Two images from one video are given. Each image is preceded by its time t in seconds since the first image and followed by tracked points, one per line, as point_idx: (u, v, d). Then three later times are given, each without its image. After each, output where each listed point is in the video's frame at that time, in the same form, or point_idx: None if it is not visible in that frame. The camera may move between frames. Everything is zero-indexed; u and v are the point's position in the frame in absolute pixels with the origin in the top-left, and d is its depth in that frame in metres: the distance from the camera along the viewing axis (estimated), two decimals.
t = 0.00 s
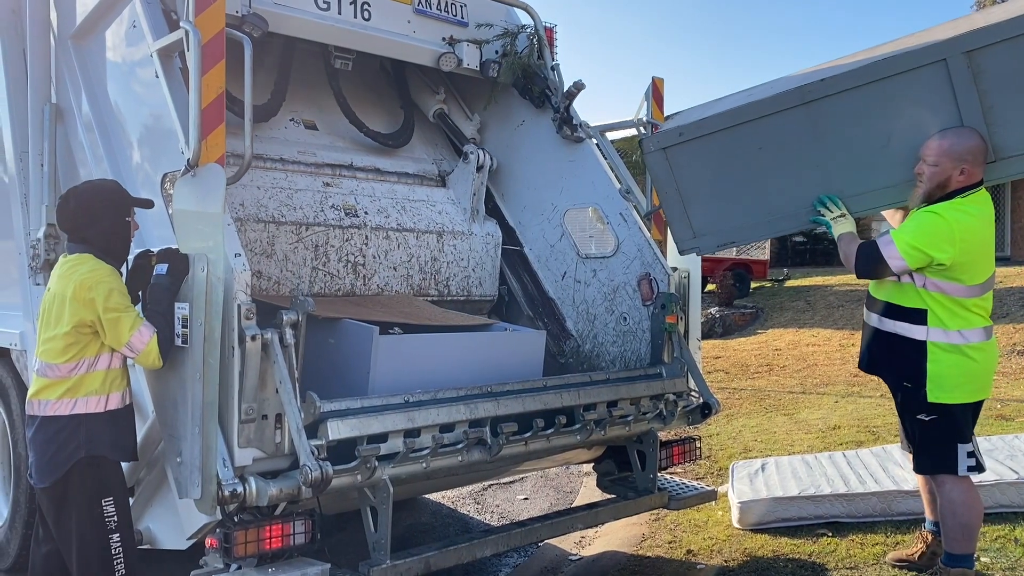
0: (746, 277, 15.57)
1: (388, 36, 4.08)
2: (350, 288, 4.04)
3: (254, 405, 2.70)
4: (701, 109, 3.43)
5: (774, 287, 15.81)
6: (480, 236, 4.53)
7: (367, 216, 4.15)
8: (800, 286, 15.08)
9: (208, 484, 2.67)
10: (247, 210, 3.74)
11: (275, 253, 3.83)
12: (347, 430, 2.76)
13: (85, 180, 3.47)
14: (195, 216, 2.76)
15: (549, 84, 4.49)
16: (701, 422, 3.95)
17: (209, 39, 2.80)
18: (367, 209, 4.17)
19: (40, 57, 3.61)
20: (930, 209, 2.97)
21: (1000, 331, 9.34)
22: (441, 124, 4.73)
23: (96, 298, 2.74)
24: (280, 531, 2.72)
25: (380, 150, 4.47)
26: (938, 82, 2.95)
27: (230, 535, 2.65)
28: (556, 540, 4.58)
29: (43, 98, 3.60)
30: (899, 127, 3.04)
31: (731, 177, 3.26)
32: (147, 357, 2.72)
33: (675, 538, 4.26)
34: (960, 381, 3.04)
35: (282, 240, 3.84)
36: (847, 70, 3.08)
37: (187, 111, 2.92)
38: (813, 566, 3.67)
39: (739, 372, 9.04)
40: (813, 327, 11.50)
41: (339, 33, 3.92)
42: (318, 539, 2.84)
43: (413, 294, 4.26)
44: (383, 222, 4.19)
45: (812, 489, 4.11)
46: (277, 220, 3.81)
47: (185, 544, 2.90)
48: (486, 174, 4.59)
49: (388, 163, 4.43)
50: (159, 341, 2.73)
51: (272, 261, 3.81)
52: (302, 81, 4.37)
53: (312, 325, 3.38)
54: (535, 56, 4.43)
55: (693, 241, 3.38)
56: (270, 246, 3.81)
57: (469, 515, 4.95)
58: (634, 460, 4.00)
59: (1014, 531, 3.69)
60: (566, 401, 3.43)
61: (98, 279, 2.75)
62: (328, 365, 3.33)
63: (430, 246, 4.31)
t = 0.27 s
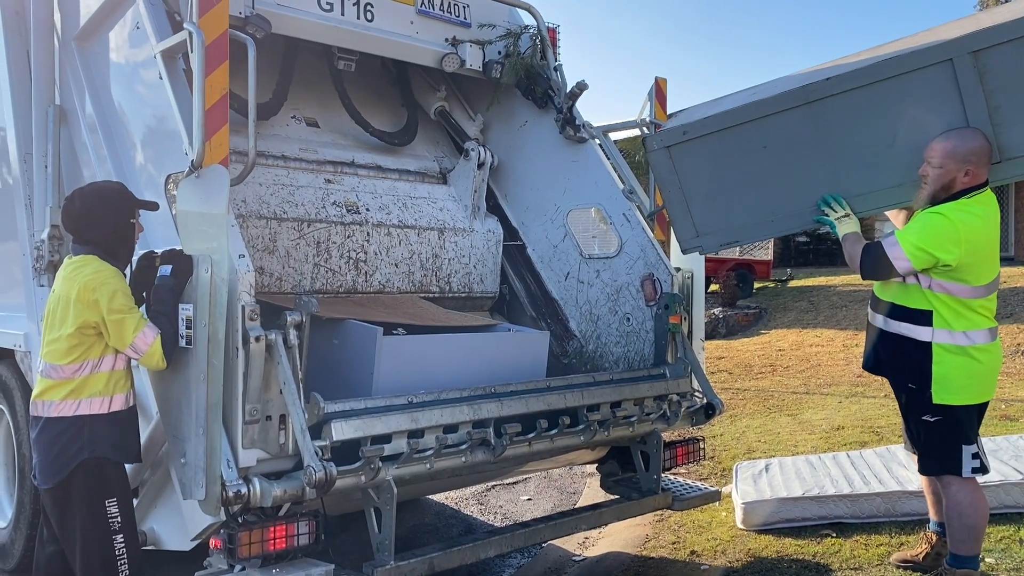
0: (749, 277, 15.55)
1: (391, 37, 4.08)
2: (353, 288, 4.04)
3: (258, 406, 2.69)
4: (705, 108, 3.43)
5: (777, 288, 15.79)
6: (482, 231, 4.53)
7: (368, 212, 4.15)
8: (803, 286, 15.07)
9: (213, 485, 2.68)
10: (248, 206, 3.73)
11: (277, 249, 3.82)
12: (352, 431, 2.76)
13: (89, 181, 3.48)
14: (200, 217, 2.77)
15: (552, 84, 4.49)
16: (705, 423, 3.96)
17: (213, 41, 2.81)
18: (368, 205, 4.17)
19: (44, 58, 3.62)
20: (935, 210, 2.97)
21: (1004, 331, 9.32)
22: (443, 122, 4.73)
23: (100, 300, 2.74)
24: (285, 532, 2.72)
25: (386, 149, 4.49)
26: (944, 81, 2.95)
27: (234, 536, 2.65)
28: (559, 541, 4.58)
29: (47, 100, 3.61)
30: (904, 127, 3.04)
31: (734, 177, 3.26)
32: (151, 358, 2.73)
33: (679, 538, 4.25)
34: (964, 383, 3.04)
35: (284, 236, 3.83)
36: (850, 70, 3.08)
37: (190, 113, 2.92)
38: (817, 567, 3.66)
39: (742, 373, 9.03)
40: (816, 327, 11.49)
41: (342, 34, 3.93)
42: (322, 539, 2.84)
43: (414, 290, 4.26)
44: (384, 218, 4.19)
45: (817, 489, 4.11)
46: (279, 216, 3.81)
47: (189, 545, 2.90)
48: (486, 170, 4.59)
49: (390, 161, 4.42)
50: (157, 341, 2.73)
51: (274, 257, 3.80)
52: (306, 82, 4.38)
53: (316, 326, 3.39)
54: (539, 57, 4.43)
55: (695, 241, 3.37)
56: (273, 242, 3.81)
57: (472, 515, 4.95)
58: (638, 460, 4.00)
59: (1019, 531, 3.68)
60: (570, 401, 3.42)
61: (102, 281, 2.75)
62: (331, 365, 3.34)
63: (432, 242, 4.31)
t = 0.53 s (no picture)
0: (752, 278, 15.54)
1: (395, 38, 4.09)
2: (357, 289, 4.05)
3: (262, 406, 2.70)
4: (708, 107, 3.43)
5: (780, 288, 15.78)
6: (483, 230, 4.54)
7: (370, 210, 4.15)
8: (806, 286, 15.05)
9: (216, 486, 2.68)
10: (251, 204, 3.73)
11: (280, 246, 3.81)
12: (355, 431, 2.76)
13: (93, 183, 3.49)
14: (203, 218, 2.77)
15: (555, 85, 4.49)
16: (708, 422, 3.93)
17: (216, 42, 2.82)
18: (370, 203, 4.17)
19: (47, 60, 3.63)
20: (941, 211, 2.97)
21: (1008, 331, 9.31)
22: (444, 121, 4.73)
23: (102, 301, 2.75)
24: (288, 533, 2.72)
25: (391, 147, 4.50)
26: (949, 81, 2.94)
27: (238, 537, 2.64)
28: (563, 541, 4.57)
29: (51, 102, 3.62)
30: (908, 127, 3.03)
31: (736, 177, 3.26)
32: (155, 358, 2.73)
33: (683, 539, 4.25)
34: (968, 384, 3.04)
35: (287, 234, 3.83)
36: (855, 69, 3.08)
37: (194, 114, 2.92)
38: (822, 567, 3.66)
39: (746, 373, 9.02)
40: (819, 328, 11.47)
41: (345, 35, 3.93)
42: (326, 540, 2.84)
43: (416, 288, 4.26)
44: (387, 216, 4.19)
45: (820, 489, 4.10)
46: (282, 215, 3.82)
47: (193, 546, 2.91)
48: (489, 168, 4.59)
49: (392, 159, 4.45)
50: (160, 341, 2.73)
51: (276, 255, 3.80)
52: (309, 82, 4.38)
53: (319, 326, 3.39)
54: (541, 57, 4.43)
55: (698, 241, 3.37)
56: (275, 240, 3.80)
57: (475, 516, 4.95)
58: (641, 460, 4.00)
59: None
60: (574, 402, 3.42)
61: (103, 282, 2.76)
62: (335, 366, 3.34)
63: (434, 241, 4.31)
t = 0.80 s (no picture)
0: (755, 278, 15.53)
1: (397, 40, 4.09)
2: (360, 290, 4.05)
3: (266, 407, 2.71)
4: (710, 106, 3.43)
5: (783, 289, 15.77)
6: (486, 232, 4.54)
7: (372, 212, 4.16)
8: (809, 287, 15.03)
9: (220, 487, 2.68)
10: (254, 207, 3.74)
11: (284, 248, 3.82)
12: (358, 433, 2.76)
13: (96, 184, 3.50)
14: (206, 219, 2.77)
15: (558, 86, 4.48)
16: (712, 424, 3.94)
17: (219, 45, 2.82)
18: (373, 205, 4.18)
19: (51, 62, 3.64)
20: (946, 211, 2.96)
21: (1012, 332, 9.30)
22: (447, 121, 4.74)
23: (103, 303, 2.75)
24: (291, 534, 2.73)
25: (392, 148, 4.50)
26: (955, 81, 2.94)
27: (241, 538, 2.65)
28: (566, 542, 4.57)
29: (55, 104, 3.63)
30: (912, 127, 3.03)
31: (740, 175, 3.26)
32: (157, 360, 2.73)
33: (686, 540, 4.25)
34: (973, 385, 3.03)
35: (291, 236, 3.85)
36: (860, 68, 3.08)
37: (197, 116, 2.93)
38: (825, 569, 3.66)
39: (749, 374, 9.02)
40: (823, 328, 11.47)
41: (348, 37, 3.94)
42: (329, 541, 2.84)
43: (419, 289, 4.26)
44: (390, 218, 4.20)
45: (824, 490, 4.10)
46: (285, 216, 3.82)
47: (197, 547, 2.91)
48: (492, 170, 4.61)
49: (395, 161, 4.45)
50: (164, 342, 2.73)
51: (280, 257, 3.81)
52: (312, 84, 4.39)
53: (323, 329, 3.40)
54: (544, 59, 4.44)
55: (700, 240, 3.37)
56: (279, 241, 3.81)
57: (479, 517, 4.95)
58: (644, 461, 4.00)
59: None
60: (577, 403, 3.42)
61: (104, 284, 2.77)
62: (338, 367, 3.34)
63: (436, 242, 4.32)
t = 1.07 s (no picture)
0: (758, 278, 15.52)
1: (400, 42, 4.10)
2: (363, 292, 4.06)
3: (269, 409, 2.71)
4: (715, 104, 3.42)
5: (786, 289, 15.76)
6: (492, 228, 4.58)
7: (378, 210, 4.18)
8: (812, 288, 15.02)
9: (223, 489, 2.68)
10: (258, 203, 3.74)
11: (290, 245, 3.83)
12: (361, 434, 2.77)
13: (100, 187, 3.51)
14: (209, 221, 2.77)
15: (560, 87, 4.49)
16: (714, 425, 3.94)
17: (222, 47, 2.83)
18: (377, 203, 4.20)
19: (54, 65, 3.65)
20: (950, 213, 2.96)
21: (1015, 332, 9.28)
22: (449, 121, 4.74)
23: (108, 303, 2.76)
24: (295, 535, 2.73)
25: (392, 150, 4.50)
26: (962, 80, 2.93)
27: (245, 540, 2.66)
28: (569, 543, 4.57)
29: (58, 107, 3.64)
30: (917, 127, 3.03)
31: (744, 173, 3.26)
32: (160, 361, 2.74)
33: (689, 541, 4.25)
34: (977, 386, 3.03)
35: (294, 235, 3.85)
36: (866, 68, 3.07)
37: (200, 118, 2.94)
38: (828, 569, 3.65)
39: (752, 375, 9.02)
40: (825, 329, 11.46)
41: (351, 39, 3.94)
42: (332, 543, 2.85)
43: (428, 287, 4.28)
44: (394, 216, 4.22)
45: (828, 491, 4.10)
46: (289, 214, 3.83)
47: (200, 549, 2.92)
48: (493, 168, 4.65)
49: (397, 162, 4.46)
50: (168, 343, 2.74)
51: (286, 254, 3.81)
52: (315, 86, 4.39)
53: (326, 331, 3.40)
54: (546, 60, 4.45)
55: (704, 238, 3.37)
56: (284, 238, 3.81)
57: (482, 518, 4.95)
58: (647, 463, 3.99)
59: None
60: (579, 404, 3.42)
61: (109, 284, 2.78)
62: (341, 367, 3.35)
63: (442, 239, 4.35)
